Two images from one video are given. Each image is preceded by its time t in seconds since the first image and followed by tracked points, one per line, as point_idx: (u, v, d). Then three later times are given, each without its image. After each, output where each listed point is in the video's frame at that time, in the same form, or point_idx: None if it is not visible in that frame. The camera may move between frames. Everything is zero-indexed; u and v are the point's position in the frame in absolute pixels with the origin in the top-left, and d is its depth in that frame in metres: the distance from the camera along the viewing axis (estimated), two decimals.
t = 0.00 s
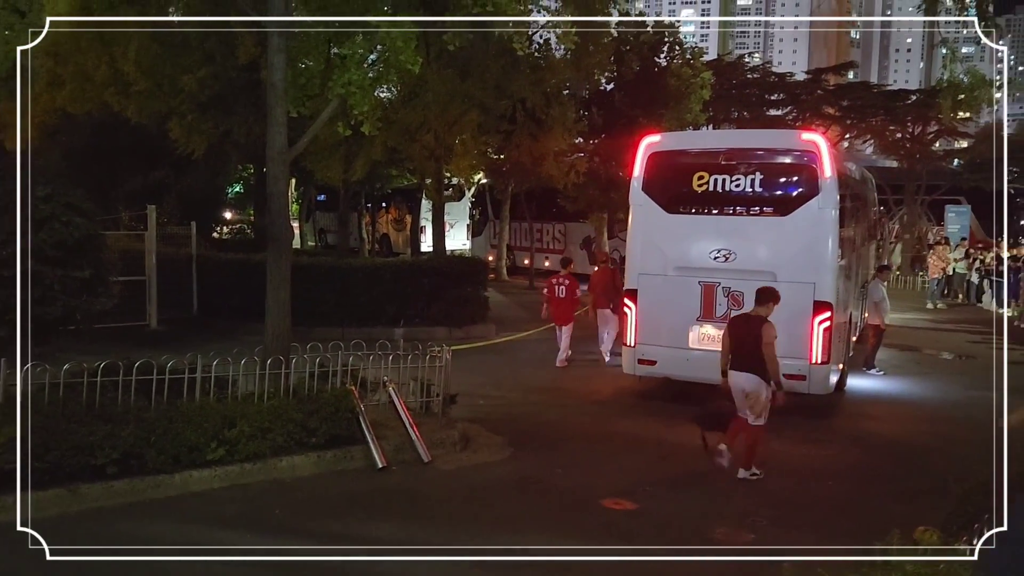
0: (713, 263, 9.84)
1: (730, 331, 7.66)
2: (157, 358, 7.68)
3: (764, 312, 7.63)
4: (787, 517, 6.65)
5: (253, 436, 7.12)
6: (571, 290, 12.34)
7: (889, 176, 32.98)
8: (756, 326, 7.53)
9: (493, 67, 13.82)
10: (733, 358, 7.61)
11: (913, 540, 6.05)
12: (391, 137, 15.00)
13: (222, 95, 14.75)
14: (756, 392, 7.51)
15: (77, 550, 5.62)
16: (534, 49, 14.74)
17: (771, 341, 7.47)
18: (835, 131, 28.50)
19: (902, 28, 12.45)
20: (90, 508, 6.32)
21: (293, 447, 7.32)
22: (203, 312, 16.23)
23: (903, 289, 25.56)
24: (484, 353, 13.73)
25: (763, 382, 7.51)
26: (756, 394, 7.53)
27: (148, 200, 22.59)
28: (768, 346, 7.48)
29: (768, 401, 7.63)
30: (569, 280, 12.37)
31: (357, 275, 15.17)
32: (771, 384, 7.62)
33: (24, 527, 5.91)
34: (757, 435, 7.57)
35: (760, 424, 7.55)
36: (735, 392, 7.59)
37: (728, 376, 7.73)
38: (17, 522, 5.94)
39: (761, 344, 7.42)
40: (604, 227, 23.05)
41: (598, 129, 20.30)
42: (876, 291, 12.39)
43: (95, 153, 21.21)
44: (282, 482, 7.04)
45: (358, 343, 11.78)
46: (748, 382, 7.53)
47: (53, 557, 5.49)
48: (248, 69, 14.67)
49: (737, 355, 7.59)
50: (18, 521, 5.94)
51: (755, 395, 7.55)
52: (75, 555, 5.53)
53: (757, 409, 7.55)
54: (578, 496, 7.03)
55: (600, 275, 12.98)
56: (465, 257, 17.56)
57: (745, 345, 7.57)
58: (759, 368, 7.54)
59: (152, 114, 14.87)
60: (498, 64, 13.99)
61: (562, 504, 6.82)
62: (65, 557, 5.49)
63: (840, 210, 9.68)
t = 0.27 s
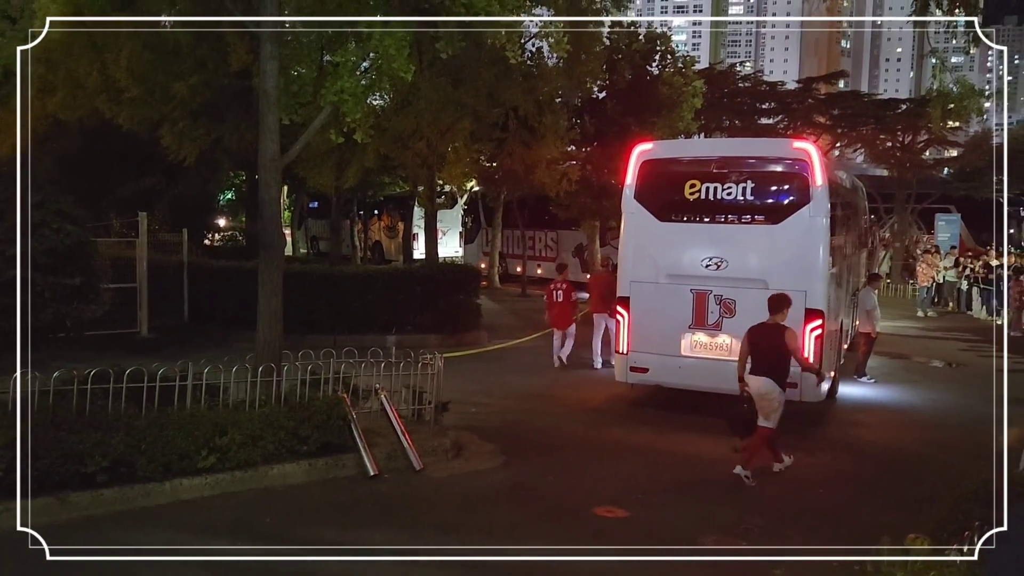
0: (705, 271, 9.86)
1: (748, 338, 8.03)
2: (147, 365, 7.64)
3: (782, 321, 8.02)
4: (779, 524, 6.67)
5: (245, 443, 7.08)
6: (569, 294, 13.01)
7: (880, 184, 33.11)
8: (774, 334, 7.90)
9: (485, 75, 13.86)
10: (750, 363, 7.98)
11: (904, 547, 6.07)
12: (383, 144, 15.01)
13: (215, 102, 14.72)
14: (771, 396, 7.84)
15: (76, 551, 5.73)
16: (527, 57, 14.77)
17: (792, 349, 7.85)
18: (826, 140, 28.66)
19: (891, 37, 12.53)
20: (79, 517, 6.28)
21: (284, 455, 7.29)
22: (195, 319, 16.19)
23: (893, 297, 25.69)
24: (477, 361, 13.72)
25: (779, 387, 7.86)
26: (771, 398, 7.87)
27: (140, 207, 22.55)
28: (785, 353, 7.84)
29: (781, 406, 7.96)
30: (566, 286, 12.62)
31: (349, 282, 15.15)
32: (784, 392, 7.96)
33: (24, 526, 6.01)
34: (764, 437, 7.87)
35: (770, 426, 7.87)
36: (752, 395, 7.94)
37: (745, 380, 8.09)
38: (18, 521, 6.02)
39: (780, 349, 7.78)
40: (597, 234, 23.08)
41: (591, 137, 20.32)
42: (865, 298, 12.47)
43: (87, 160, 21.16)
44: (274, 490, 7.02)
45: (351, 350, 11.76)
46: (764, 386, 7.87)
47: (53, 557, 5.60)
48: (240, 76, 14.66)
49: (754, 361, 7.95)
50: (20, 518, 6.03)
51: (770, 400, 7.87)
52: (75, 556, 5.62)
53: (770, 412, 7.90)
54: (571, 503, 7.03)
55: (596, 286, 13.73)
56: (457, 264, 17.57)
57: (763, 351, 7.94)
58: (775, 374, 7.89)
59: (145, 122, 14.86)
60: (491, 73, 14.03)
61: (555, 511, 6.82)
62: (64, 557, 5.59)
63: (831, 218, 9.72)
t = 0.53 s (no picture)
0: (702, 278, 9.87)
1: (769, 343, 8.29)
2: (144, 371, 7.63)
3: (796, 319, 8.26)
4: (776, 530, 6.68)
5: (241, 449, 7.07)
6: (575, 299, 13.24)
7: (876, 191, 33.18)
8: (794, 336, 8.16)
9: (482, 81, 13.88)
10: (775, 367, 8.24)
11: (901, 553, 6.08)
12: (381, 150, 15.03)
13: (213, 107, 14.72)
14: (801, 396, 8.14)
15: (76, 550, 5.81)
16: (524, 64, 14.83)
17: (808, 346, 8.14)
18: (822, 147, 28.74)
19: (887, 45, 12.57)
20: (75, 523, 6.27)
21: (280, 461, 7.28)
22: (191, 325, 16.16)
23: (890, 304, 25.77)
24: (473, 367, 13.72)
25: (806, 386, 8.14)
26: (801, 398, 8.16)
27: (137, 212, 22.54)
28: (807, 352, 8.13)
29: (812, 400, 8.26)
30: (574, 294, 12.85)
31: (346, 288, 15.14)
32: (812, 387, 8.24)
33: (24, 526, 6.01)
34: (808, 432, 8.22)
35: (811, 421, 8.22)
36: (780, 398, 8.23)
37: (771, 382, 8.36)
38: (18, 520, 6.01)
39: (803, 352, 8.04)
40: (594, 240, 23.11)
41: (588, 144, 20.35)
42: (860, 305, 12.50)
43: (84, 165, 21.15)
44: (270, 497, 7.02)
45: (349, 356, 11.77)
46: (792, 388, 8.16)
47: (53, 557, 5.68)
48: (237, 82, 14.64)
49: (778, 364, 8.21)
50: (19, 518, 6.02)
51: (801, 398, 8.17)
52: (74, 555, 5.71)
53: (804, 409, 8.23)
54: (568, 509, 7.04)
55: (581, 295, 14.20)
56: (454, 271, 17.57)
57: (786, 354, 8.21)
58: (801, 374, 8.17)
59: (142, 127, 14.87)
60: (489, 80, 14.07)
61: (552, 517, 6.82)
62: (63, 557, 5.67)
63: (827, 225, 9.75)
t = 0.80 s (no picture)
0: (703, 282, 9.88)
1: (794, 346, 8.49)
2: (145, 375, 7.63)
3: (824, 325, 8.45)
4: (776, 534, 6.68)
5: (241, 454, 7.06)
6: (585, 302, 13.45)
7: (878, 195, 33.14)
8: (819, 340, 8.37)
9: (482, 85, 13.89)
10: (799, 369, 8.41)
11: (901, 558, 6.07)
12: (382, 155, 15.04)
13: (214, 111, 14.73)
14: (824, 397, 8.29)
15: (75, 551, 5.86)
16: (525, 69, 14.84)
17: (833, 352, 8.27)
18: (823, 152, 28.75)
19: (888, 50, 12.53)
20: (75, 527, 6.27)
21: (280, 465, 7.27)
22: (192, 329, 16.17)
23: (891, 309, 25.75)
24: (474, 371, 13.70)
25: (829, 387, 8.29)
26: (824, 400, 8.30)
27: (138, 217, 22.56)
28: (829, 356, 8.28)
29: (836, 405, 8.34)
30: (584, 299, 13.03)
31: (346, 293, 15.14)
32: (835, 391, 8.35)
33: (24, 526, 6.02)
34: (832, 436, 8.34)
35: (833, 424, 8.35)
36: (804, 400, 8.33)
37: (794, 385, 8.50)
38: (18, 520, 6.02)
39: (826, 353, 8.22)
40: (595, 245, 23.11)
41: (589, 149, 20.33)
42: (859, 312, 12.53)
43: (86, 169, 21.19)
44: (271, 501, 7.01)
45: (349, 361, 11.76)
46: (814, 389, 8.31)
47: (52, 558, 5.71)
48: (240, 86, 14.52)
49: (802, 366, 8.37)
50: (20, 517, 6.02)
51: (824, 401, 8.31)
52: (73, 556, 5.74)
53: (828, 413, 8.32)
54: (568, 514, 7.03)
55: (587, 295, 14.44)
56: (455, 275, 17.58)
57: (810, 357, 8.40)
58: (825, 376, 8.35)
59: (143, 131, 14.90)
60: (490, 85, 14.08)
61: (552, 522, 6.82)
62: (63, 558, 5.69)
63: (828, 230, 9.75)
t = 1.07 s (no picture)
0: (705, 284, 9.87)
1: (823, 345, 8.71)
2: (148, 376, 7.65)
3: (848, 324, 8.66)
4: (779, 536, 6.67)
5: (244, 455, 7.07)
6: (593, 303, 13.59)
7: (881, 198, 33.10)
8: (846, 338, 8.55)
9: (485, 88, 13.89)
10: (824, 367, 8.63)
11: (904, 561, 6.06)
12: (385, 156, 15.05)
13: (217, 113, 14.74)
14: (848, 394, 8.41)
15: (75, 550, 5.88)
16: (528, 71, 14.86)
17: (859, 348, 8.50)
18: (826, 154, 28.73)
19: (892, 51, 12.50)
20: (78, 528, 6.27)
21: (283, 467, 7.28)
22: (195, 330, 16.18)
23: (894, 311, 25.71)
24: (477, 373, 13.70)
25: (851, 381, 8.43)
26: (848, 396, 8.44)
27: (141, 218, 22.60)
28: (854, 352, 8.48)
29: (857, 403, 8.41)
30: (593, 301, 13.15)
31: (349, 294, 15.16)
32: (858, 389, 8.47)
33: (24, 527, 6.02)
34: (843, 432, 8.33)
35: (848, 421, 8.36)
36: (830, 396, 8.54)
37: (821, 383, 8.70)
38: (18, 521, 6.02)
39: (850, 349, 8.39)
40: (598, 247, 23.10)
41: (592, 151, 20.32)
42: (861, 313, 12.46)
43: (90, 170, 21.24)
44: (273, 502, 7.02)
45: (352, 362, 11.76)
46: (837, 384, 8.48)
47: (52, 558, 5.73)
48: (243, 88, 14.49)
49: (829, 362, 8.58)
50: (19, 518, 6.03)
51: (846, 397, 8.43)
52: (74, 556, 5.77)
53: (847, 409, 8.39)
54: (571, 515, 7.03)
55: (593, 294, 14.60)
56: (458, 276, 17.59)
57: (836, 355, 8.60)
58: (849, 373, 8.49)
59: (147, 133, 14.92)
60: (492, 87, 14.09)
61: (555, 523, 6.82)
62: (63, 557, 5.72)
63: (831, 232, 9.74)
